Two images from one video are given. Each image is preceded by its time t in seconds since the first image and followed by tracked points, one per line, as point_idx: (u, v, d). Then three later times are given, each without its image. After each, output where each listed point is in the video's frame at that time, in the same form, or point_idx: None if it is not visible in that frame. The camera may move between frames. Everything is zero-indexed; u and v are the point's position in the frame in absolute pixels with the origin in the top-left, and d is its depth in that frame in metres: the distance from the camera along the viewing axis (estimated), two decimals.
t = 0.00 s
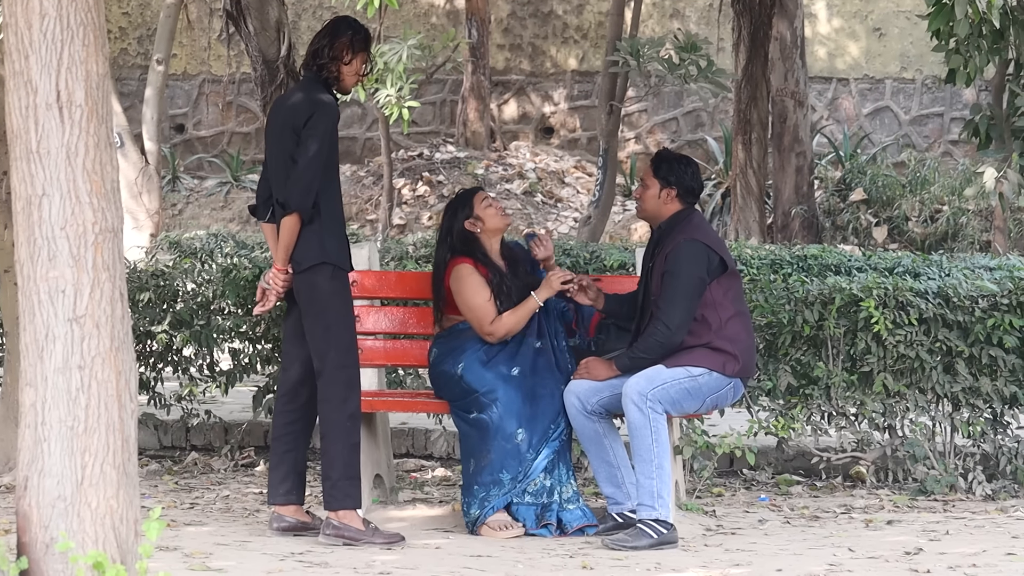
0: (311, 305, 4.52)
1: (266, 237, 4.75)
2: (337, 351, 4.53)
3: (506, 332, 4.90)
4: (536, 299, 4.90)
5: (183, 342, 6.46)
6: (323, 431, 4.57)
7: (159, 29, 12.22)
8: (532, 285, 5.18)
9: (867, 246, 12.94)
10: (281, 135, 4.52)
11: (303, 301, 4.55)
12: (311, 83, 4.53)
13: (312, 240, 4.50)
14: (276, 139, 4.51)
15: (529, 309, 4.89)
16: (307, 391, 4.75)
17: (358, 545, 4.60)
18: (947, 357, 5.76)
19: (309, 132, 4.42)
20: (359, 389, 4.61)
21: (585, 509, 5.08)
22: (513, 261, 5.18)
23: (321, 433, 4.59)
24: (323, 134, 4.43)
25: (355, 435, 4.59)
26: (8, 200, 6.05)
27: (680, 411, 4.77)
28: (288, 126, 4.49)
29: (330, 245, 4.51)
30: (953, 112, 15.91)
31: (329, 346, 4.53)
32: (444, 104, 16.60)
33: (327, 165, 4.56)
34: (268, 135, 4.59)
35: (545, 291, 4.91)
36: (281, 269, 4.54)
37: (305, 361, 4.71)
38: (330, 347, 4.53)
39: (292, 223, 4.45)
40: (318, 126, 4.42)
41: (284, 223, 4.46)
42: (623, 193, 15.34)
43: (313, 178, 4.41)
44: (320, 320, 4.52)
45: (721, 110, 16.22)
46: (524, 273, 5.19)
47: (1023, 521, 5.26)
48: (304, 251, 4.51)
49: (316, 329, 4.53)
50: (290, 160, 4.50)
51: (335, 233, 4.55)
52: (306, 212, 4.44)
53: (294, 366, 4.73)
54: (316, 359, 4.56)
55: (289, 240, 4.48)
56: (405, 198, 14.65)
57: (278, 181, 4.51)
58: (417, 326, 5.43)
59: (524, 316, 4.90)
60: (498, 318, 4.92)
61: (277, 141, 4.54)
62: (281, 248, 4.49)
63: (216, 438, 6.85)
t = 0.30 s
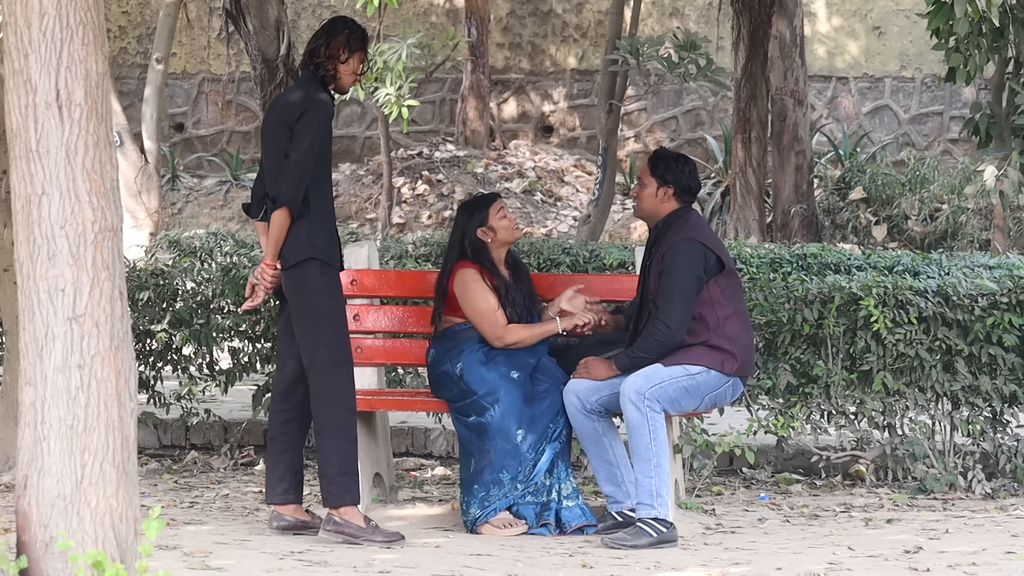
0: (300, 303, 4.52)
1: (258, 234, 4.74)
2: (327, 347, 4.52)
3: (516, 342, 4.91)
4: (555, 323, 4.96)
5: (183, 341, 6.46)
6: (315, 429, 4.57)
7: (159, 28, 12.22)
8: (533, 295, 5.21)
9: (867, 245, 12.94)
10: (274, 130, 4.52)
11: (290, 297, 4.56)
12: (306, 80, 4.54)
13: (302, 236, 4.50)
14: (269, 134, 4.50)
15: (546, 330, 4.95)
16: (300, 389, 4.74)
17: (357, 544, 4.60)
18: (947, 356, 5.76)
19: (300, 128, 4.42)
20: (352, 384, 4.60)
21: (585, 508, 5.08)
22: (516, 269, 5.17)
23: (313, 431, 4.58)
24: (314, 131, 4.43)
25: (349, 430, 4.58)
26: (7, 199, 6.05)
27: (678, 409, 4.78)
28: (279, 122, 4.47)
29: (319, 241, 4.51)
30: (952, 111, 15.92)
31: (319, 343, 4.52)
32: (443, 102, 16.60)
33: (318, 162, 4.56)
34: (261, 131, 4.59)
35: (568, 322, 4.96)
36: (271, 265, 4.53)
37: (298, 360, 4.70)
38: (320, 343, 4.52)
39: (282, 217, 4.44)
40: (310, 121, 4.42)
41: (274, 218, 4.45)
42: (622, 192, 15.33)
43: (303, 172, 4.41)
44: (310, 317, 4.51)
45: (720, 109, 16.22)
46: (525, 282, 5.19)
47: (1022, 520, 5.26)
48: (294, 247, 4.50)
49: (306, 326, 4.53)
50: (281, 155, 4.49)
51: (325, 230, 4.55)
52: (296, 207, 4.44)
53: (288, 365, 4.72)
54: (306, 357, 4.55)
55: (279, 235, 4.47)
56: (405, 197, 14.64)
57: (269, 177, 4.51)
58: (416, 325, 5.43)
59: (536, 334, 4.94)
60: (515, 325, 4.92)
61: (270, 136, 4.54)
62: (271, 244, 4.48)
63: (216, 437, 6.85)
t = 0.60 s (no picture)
0: (291, 301, 4.52)
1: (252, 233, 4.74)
2: (319, 345, 4.52)
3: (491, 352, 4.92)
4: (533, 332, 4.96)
5: (183, 340, 6.46)
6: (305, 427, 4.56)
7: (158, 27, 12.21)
8: (541, 302, 5.18)
9: (867, 244, 12.94)
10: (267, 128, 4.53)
11: (280, 296, 4.56)
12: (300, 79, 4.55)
13: (289, 233, 4.49)
14: (264, 131, 4.53)
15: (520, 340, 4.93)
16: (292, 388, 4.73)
17: (348, 543, 4.60)
18: (947, 355, 5.76)
19: (290, 125, 4.42)
20: (345, 381, 4.60)
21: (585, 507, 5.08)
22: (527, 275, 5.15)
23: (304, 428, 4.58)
24: (304, 127, 4.43)
25: (342, 427, 4.58)
26: (6, 198, 6.05)
27: (677, 407, 4.78)
28: (272, 118, 4.50)
29: (307, 239, 4.50)
30: (952, 110, 15.92)
31: (311, 341, 4.52)
32: (443, 101, 16.60)
33: (309, 160, 4.56)
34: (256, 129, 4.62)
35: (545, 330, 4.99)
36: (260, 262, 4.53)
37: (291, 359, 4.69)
38: (312, 341, 4.52)
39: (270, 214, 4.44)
40: (300, 118, 4.42)
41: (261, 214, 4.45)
42: (622, 191, 15.34)
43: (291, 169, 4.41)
44: (301, 315, 4.51)
45: (720, 108, 16.22)
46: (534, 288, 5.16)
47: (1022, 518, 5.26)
48: (283, 245, 4.50)
49: (297, 324, 4.53)
50: (273, 151, 4.50)
51: (314, 228, 4.54)
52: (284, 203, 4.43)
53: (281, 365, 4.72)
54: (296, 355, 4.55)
55: (267, 232, 4.46)
56: (405, 196, 14.64)
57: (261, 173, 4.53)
58: (415, 324, 5.42)
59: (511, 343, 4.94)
60: (492, 336, 4.92)
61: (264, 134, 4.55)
62: (259, 241, 4.48)
63: (215, 436, 6.84)
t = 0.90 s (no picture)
0: (294, 303, 4.52)
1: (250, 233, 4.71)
2: (317, 351, 4.53)
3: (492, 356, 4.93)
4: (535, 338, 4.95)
5: (182, 340, 6.46)
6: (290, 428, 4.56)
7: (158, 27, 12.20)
8: (542, 303, 5.19)
9: (867, 243, 12.93)
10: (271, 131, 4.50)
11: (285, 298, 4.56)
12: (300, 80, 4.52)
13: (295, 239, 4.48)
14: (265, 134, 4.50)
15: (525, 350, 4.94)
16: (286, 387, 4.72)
17: (300, 545, 4.56)
18: (947, 355, 5.77)
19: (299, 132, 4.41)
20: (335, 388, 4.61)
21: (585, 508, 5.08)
22: (531, 275, 5.15)
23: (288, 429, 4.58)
24: (313, 132, 4.42)
25: (320, 435, 4.57)
26: (7, 198, 6.05)
27: (679, 407, 4.78)
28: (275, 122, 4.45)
29: (314, 245, 4.51)
30: (951, 110, 15.91)
31: (310, 345, 4.52)
32: (442, 101, 16.61)
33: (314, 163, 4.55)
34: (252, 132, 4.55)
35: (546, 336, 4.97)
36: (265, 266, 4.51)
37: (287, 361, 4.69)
38: (311, 346, 4.52)
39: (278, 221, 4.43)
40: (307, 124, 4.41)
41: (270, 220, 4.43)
42: (621, 191, 15.34)
43: (300, 176, 4.40)
44: (301, 319, 4.51)
45: (720, 107, 16.22)
46: (536, 289, 5.16)
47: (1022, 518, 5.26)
48: (288, 250, 4.49)
49: (297, 327, 4.53)
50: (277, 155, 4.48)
51: (320, 234, 4.54)
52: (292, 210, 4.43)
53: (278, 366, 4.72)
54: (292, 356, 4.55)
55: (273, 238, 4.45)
56: (405, 196, 14.63)
57: (265, 179, 4.48)
58: (414, 324, 5.42)
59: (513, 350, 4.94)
60: (492, 340, 4.92)
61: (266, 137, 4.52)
62: (266, 246, 4.47)
63: (215, 435, 6.84)
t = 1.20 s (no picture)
0: (293, 304, 4.51)
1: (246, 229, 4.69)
2: (313, 353, 4.52)
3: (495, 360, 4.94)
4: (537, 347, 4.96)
5: (182, 340, 6.46)
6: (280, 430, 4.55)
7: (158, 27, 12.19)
8: (546, 306, 5.18)
9: (866, 243, 12.93)
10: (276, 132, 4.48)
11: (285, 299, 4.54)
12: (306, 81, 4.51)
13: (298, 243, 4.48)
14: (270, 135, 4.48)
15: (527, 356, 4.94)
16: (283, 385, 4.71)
17: (300, 546, 4.56)
18: (947, 355, 5.77)
19: (302, 133, 4.40)
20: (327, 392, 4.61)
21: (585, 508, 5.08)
22: (536, 279, 5.13)
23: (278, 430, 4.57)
24: (319, 135, 4.43)
25: (312, 438, 4.57)
26: (6, 198, 6.05)
27: (680, 407, 4.78)
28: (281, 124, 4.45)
29: (319, 249, 4.52)
30: (951, 110, 15.90)
31: (305, 347, 4.51)
32: (442, 101, 16.61)
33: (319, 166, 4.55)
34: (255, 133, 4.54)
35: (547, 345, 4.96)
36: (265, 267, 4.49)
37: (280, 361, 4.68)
38: (306, 348, 4.51)
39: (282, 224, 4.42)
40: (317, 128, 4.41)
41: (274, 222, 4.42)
42: (621, 191, 15.33)
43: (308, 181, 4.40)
44: (299, 320, 4.50)
45: (720, 107, 16.22)
46: (541, 293, 5.16)
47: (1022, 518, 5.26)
48: (289, 253, 4.48)
49: (293, 329, 4.51)
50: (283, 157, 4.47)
51: (323, 238, 4.55)
52: (298, 214, 4.42)
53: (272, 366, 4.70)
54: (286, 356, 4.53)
55: (276, 240, 4.44)
56: (404, 195, 14.63)
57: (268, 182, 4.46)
58: (415, 323, 5.43)
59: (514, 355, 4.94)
60: (494, 345, 4.94)
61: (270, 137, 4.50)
62: (269, 248, 4.45)
63: (215, 435, 6.84)
